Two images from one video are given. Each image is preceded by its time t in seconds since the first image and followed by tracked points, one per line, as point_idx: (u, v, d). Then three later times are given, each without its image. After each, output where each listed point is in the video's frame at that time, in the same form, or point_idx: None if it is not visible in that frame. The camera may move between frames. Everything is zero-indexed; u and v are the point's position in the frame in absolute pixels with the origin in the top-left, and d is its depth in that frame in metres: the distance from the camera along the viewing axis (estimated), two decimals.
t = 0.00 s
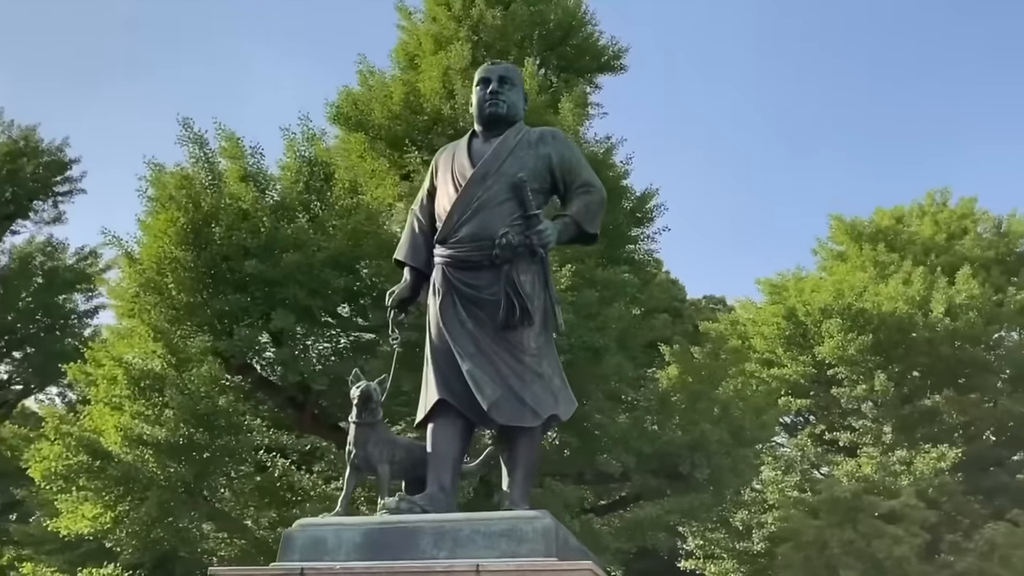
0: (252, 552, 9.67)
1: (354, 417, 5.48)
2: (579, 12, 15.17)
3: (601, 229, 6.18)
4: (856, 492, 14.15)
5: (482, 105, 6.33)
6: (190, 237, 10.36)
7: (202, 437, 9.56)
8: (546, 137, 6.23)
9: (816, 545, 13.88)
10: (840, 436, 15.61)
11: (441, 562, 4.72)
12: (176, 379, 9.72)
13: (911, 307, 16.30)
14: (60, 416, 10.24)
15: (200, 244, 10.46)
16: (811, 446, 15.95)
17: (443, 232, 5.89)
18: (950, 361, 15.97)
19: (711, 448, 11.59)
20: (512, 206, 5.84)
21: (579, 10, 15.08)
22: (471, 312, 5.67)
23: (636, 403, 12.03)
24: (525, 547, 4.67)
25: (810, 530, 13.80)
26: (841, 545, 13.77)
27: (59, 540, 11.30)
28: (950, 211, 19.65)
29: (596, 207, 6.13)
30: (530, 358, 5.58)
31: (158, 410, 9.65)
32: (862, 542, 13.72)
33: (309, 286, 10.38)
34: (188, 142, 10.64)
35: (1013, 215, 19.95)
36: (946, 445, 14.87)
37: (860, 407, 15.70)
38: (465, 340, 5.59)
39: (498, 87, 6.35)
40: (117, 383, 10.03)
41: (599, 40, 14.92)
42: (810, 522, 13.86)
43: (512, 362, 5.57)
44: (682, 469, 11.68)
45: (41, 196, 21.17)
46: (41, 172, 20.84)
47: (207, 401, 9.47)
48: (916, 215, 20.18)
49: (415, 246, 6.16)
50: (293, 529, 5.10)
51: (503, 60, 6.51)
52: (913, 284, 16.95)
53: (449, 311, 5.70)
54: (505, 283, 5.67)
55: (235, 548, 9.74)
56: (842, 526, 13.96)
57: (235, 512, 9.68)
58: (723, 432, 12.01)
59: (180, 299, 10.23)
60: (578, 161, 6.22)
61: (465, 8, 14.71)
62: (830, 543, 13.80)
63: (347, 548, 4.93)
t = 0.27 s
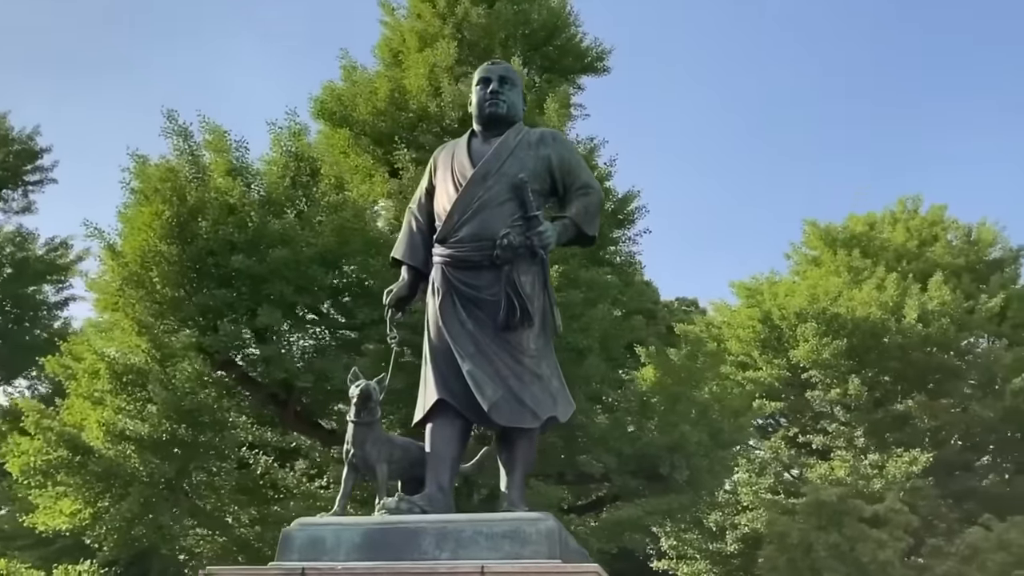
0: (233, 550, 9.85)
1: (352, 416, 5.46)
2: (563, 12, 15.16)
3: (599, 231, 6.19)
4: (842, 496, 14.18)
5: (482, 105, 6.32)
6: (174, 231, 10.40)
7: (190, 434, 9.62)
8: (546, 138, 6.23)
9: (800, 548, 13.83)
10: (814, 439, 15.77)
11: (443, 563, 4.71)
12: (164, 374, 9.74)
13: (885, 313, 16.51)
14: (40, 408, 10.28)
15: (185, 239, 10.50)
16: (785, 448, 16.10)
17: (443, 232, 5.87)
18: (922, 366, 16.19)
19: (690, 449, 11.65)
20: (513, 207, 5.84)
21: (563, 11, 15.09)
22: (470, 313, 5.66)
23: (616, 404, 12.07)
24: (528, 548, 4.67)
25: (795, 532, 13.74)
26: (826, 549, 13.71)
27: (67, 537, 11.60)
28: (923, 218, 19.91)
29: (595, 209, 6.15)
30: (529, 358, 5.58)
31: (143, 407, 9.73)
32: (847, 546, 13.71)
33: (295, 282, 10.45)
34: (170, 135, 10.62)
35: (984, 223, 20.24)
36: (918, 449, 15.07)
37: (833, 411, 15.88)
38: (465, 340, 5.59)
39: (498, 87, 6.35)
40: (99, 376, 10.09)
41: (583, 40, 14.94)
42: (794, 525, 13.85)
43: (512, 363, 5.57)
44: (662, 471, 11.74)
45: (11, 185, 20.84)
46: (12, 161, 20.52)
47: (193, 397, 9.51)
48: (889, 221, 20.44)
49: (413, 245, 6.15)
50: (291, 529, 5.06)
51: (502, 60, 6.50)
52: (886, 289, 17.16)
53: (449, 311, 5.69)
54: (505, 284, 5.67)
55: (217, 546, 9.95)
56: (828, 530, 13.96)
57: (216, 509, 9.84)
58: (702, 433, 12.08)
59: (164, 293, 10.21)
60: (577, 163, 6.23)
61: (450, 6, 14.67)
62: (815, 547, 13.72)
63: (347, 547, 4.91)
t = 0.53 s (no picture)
0: (212, 547, 9.98)
1: (353, 415, 5.43)
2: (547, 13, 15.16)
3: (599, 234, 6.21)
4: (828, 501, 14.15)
5: (484, 105, 6.30)
6: (159, 224, 10.47)
7: (173, 430, 9.87)
8: (548, 140, 6.23)
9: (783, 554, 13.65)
10: (785, 442, 15.96)
11: (449, 565, 4.71)
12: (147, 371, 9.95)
13: (856, 319, 16.76)
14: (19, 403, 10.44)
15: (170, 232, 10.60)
16: (757, 451, 16.29)
17: (445, 232, 5.85)
18: (892, 371, 16.44)
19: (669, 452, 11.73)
20: (515, 209, 5.83)
21: (545, 11, 15.10)
22: (472, 314, 5.65)
23: (596, 405, 12.12)
24: (534, 551, 4.68)
25: (780, 536, 13.56)
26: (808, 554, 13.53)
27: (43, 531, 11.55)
28: (892, 226, 20.20)
29: (596, 212, 6.16)
30: (531, 360, 5.58)
31: (126, 403, 10.00)
32: (832, 550, 13.56)
33: (282, 278, 10.45)
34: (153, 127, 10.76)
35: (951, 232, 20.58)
36: (888, 453, 15.33)
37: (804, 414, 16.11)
38: (467, 341, 5.57)
39: (501, 88, 6.33)
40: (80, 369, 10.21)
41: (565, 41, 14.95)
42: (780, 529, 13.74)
43: (514, 364, 5.57)
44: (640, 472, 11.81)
45: None
46: None
47: (177, 392, 9.76)
48: (858, 228, 20.71)
49: (413, 245, 6.13)
50: (293, 528, 5.03)
51: (502, 61, 6.49)
52: (858, 295, 17.40)
53: (450, 312, 5.67)
54: (508, 285, 5.67)
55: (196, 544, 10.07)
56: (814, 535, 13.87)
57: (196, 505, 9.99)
58: (680, 436, 12.17)
59: (148, 286, 10.25)
60: (578, 166, 6.24)
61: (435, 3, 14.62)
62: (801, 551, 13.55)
63: (351, 548, 4.89)
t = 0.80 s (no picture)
0: (193, 544, 9.98)
1: (353, 415, 5.41)
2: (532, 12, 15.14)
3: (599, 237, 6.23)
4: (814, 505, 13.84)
5: (484, 106, 6.29)
6: (145, 218, 10.79)
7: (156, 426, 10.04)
8: (550, 142, 6.23)
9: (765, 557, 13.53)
10: (758, 444, 16.17)
11: (453, 567, 4.72)
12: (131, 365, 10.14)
13: (830, 324, 17.00)
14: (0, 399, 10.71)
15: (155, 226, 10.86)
16: (731, 453, 16.48)
17: (446, 233, 5.84)
18: (863, 376, 16.68)
19: (648, 454, 11.82)
20: (517, 211, 5.83)
21: (530, 10, 15.09)
22: (474, 315, 5.65)
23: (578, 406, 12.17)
24: (539, 553, 4.71)
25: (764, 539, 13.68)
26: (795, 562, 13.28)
27: (23, 524, 11.52)
28: (863, 232, 20.46)
29: (596, 216, 6.18)
30: (532, 363, 5.59)
31: (109, 398, 10.16)
32: (817, 554, 13.25)
33: (269, 273, 10.65)
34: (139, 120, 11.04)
35: (921, 239, 20.88)
36: (858, 457, 15.58)
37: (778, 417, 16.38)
38: (468, 342, 5.57)
39: (501, 89, 6.32)
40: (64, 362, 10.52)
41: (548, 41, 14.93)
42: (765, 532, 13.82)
43: (515, 366, 5.57)
44: (620, 473, 11.89)
45: None
46: None
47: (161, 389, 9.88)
48: (831, 234, 20.96)
49: (413, 245, 6.12)
50: (294, 528, 5.01)
51: (503, 62, 6.48)
52: (831, 300, 17.63)
53: (452, 312, 5.66)
54: (510, 287, 5.67)
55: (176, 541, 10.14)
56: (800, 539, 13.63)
57: (177, 501, 10.05)
58: (659, 438, 12.26)
59: (133, 279, 10.59)
60: (579, 169, 6.25)
61: None
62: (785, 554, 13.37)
63: (353, 548, 4.88)
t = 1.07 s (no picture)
0: (174, 541, 10.03)
1: (354, 413, 5.39)
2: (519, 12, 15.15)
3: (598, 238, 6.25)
4: (801, 506, 13.72)
5: (485, 105, 6.28)
6: (132, 212, 10.85)
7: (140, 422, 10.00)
8: (550, 143, 6.24)
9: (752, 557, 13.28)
10: (735, 446, 16.31)
11: (457, 567, 4.71)
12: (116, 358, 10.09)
13: (806, 327, 17.24)
14: None
15: (143, 219, 10.98)
16: (707, 454, 16.58)
17: (448, 232, 5.84)
18: (839, 380, 16.88)
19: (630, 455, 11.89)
20: (519, 211, 5.84)
21: (516, 10, 15.12)
22: (475, 314, 5.65)
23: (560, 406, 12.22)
24: (543, 554, 4.71)
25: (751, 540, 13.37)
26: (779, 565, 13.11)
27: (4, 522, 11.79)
28: (838, 237, 20.70)
29: (595, 217, 6.20)
30: (532, 363, 5.60)
31: (92, 392, 10.10)
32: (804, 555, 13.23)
33: (257, 269, 10.89)
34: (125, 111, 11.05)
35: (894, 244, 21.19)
36: (834, 459, 15.76)
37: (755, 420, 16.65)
38: (469, 342, 5.57)
39: (502, 89, 6.32)
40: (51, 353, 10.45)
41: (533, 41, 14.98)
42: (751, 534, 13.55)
43: (516, 366, 5.58)
44: (602, 474, 11.95)
45: None
46: None
47: (148, 384, 9.78)
48: (806, 238, 21.17)
49: (412, 244, 6.11)
50: (294, 527, 4.98)
51: (503, 62, 6.48)
52: (808, 304, 17.83)
53: (453, 312, 5.66)
54: (511, 287, 5.67)
55: (157, 538, 10.12)
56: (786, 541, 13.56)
57: (159, 497, 10.05)
58: (641, 438, 12.34)
59: (120, 272, 10.65)
60: (579, 170, 6.27)
61: None
62: (771, 555, 13.23)
63: (354, 547, 4.86)
